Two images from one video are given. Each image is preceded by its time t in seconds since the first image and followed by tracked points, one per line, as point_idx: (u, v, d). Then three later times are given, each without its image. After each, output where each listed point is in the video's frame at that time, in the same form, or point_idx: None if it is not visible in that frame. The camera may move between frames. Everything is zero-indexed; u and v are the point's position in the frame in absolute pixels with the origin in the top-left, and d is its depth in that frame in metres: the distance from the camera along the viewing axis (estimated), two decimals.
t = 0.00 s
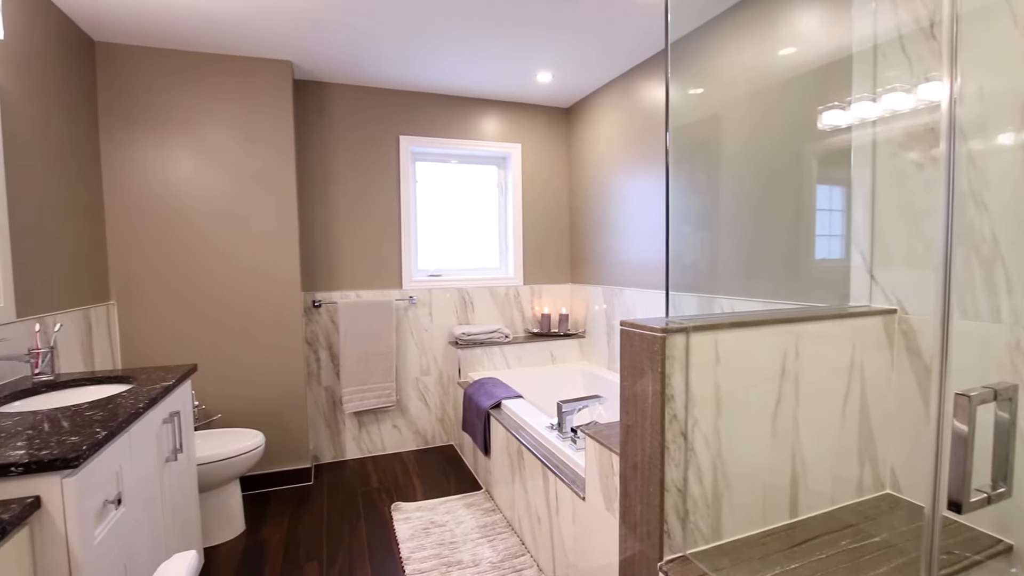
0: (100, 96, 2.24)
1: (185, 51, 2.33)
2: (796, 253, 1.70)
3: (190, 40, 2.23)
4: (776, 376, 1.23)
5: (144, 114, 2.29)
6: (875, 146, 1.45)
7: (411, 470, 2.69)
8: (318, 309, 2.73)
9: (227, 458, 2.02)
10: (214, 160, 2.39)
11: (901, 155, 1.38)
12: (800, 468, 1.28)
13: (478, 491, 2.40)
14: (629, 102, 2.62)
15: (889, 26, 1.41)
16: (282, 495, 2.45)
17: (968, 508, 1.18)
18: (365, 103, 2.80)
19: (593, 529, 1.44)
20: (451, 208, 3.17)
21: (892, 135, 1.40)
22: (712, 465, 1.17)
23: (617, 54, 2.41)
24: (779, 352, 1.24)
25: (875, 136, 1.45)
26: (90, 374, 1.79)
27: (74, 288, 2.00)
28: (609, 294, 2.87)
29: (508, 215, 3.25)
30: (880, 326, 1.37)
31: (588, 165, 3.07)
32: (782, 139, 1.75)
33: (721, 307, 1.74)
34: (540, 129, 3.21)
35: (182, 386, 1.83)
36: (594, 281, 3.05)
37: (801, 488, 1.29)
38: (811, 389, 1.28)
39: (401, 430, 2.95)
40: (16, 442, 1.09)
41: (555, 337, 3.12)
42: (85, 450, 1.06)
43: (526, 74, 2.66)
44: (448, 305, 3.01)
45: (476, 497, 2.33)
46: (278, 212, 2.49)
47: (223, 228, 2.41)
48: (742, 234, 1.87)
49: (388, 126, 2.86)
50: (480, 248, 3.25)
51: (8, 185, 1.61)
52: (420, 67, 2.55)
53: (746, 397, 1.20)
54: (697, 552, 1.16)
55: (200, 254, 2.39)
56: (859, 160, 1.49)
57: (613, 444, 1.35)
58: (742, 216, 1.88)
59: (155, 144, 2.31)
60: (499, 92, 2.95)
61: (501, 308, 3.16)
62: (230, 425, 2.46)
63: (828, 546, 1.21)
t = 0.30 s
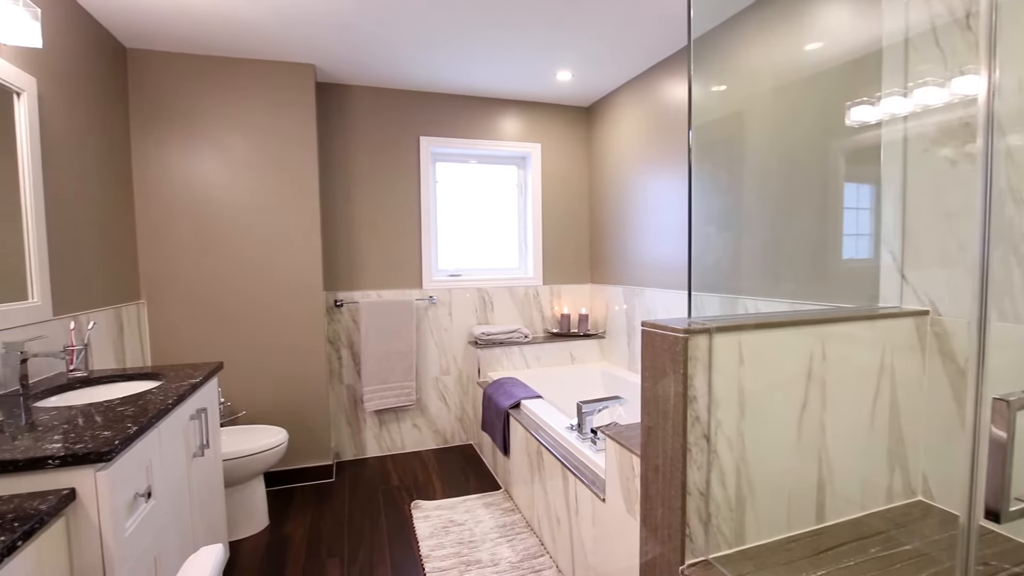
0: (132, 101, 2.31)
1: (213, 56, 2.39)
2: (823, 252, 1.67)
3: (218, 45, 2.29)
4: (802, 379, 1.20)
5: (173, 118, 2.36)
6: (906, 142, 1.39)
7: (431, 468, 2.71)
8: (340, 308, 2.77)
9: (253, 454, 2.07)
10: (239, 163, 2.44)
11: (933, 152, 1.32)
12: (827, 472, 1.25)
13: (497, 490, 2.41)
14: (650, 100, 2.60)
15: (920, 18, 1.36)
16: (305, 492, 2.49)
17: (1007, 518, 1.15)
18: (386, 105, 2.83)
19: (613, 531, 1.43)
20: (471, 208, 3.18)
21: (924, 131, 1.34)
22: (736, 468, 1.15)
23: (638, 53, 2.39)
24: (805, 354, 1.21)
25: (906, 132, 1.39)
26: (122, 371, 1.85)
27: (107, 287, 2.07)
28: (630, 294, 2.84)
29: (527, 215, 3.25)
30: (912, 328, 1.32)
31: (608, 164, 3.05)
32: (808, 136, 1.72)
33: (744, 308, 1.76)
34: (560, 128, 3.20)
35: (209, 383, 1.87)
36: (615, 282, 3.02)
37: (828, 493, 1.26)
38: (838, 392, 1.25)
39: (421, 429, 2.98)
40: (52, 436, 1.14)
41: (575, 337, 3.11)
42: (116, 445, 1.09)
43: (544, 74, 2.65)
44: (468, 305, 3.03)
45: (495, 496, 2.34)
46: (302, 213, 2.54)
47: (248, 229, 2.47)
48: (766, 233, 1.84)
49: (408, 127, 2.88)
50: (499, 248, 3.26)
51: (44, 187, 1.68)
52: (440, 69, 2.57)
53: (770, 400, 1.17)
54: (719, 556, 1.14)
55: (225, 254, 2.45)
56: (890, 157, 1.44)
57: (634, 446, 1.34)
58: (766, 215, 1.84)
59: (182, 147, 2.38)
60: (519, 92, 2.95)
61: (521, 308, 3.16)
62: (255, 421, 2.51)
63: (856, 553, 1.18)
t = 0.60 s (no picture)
0: (162, 106, 2.38)
1: (238, 61, 2.45)
2: (851, 252, 1.63)
3: (243, 49, 2.34)
4: (829, 382, 1.18)
5: (200, 123, 2.42)
6: (938, 138, 1.35)
7: (450, 468, 2.72)
8: (360, 308, 2.81)
9: (276, 451, 2.11)
10: (262, 165, 2.49)
11: (967, 148, 1.28)
12: (855, 478, 1.22)
13: (516, 490, 2.41)
14: (671, 98, 2.57)
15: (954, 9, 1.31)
16: (326, 489, 2.53)
17: None
18: (406, 107, 2.86)
19: (634, 534, 1.42)
20: (490, 208, 3.19)
21: (958, 126, 1.29)
22: (760, 472, 1.13)
23: (660, 50, 2.37)
24: (832, 357, 1.18)
25: (938, 127, 1.35)
26: (151, 368, 1.90)
27: (137, 287, 2.13)
28: (650, 294, 2.82)
29: (546, 215, 3.24)
30: (945, 331, 1.27)
31: (628, 164, 3.02)
32: (835, 133, 1.67)
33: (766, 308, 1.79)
34: (580, 128, 3.19)
35: (234, 381, 1.92)
36: (635, 282, 3.00)
37: (856, 499, 1.23)
38: (866, 396, 1.22)
39: (440, 428, 3.00)
40: (85, 431, 1.18)
41: (594, 338, 3.09)
42: (146, 440, 1.12)
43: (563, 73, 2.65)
44: (487, 305, 3.04)
45: (514, 496, 2.34)
46: (324, 215, 2.58)
47: (271, 230, 2.52)
48: (791, 233, 1.81)
49: (428, 128, 2.91)
50: (518, 249, 3.26)
51: (79, 191, 1.74)
52: (459, 70, 2.59)
53: (795, 403, 1.15)
54: (742, 561, 1.12)
55: (249, 255, 2.50)
56: (921, 154, 1.40)
57: (655, 448, 1.32)
58: (791, 215, 1.81)
59: (208, 150, 2.44)
60: (538, 92, 2.95)
61: (540, 308, 3.16)
62: (277, 419, 2.56)
63: (886, 561, 1.14)
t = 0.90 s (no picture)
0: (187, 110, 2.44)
1: (260, 65, 2.50)
2: (877, 252, 1.59)
3: (265, 53, 2.38)
4: (854, 384, 1.15)
5: (223, 126, 2.48)
6: (971, 133, 1.31)
7: (467, 467, 2.73)
8: (379, 307, 2.84)
9: (296, 448, 2.14)
10: (283, 167, 2.54)
11: (1001, 143, 1.23)
12: (880, 483, 1.19)
13: (533, 491, 2.41)
14: (690, 96, 2.54)
15: None
16: (345, 486, 2.56)
17: None
18: (424, 107, 2.88)
19: (652, 536, 1.40)
20: (508, 208, 3.19)
21: (992, 120, 1.25)
22: (782, 475, 1.10)
23: (679, 48, 2.34)
24: (858, 359, 1.15)
25: (971, 122, 1.31)
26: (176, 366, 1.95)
27: (162, 286, 2.19)
28: (669, 295, 2.79)
29: (564, 215, 3.24)
30: (978, 333, 1.23)
31: (647, 163, 3.00)
32: (861, 129, 1.63)
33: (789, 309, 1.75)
34: (598, 127, 3.17)
35: (256, 379, 1.95)
36: (653, 282, 2.97)
37: (882, 505, 1.19)
38: (893, 399, 1.18)
39: (457, 427, 3.01)
40: (114, 426, 1.21)
41: (612, 338, 3.07)
42: (172, 436, 1.15)
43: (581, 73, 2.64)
44: (504, 305, 3.04)
45: (531, 497, 2.34)
46: (343, 215, 2.61)
47: (292, 230, 2.56)
48: (815, 232, 1.77)
49: (445, 129, 2.92)
50: (535, 249, 3.26)
51: (108, 194, 1.79)
52: (477, 71, 2.60)
53: (819, 406, 1.12)
54: (764, 567, 1.10)
55: (270, 255, 2.55)
56: (952, 150, 1.36)
57: (675, 450, 1.31)
58: (815, 214, 1.77)
59: (231, 153, 2.49)
60: (556, 91, 2.95)
61: (557, 308, 3.15)
62: (298, 416, 2.61)
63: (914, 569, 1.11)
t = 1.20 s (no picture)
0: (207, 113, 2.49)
1: (279, 68, 2.54)
2: (900, 251, 1.55)
3: (282, 56, 2.42)
4: (877, 387, 1.13)
5: (242, 128, 2.52)
6: (999, 129, 1.27)
7: (482, 466, 2.74)
8: (395, 307, 2.86)
9: (312, 446, 2.16)
10: (300, 169, 2.57)
11: None
12: (904, 488, 1.16)
13: (548, 491, 2.40)
14: (707, 94, 2.52)
15: None
16: (361, 484, 2.59)
17: None
18: (439, 108, 2.90)
19: (669, 538, 1.39)
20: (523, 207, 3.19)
21: (1020, 116, 1.21)
22: (802, 479, 1.09)
23: (695, 45, 2.32)
24: (881, 361, 1.13)
25: (999, 117, 1.27)
26: (196, 364, 1.99)
27: (184, 286, 2.24)
28: (685, 295, 2.77)
29: (579, 215, 3.23)
30: (1007, 335, 1.20)
31: (663, 162, 2.97)
32: (883, 126, 1.60)
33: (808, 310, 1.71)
34: (613, 126, 3.15)
35: (274, 377, 1.99)
36: (669, 282, 2.95)
37: (906, 510, 1.17)
38: (918, 402, 1.16)
39: (472, 427, 3.03)
40: (137, 423, 1.24)
41: (628, 338, 3.05)
42: (193, 433, 1.17)
43: (596, 72, 2.63)
44: (519, 305, 3.04)
45: (546, 497, 2.33)
46: (359, 216, 2.64)
47: (308, 231, 2.60)
48: (835, 231, 1.74)
49: (460, 130, 2.94)
50: (549, 249, 3.25)
51: (132, 196, 1.84)
52: (491, 71, 2.61)
53: (841, 408, 1.10)
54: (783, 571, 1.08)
55: (288, 255, 2.59)
56: (978, 146, 1.32)
57: (692, 451, 1.29)
58: (836, 213, 1.74)
59: (249, 155, 2.53)
60: (571, 91, 2.94)
61: (572, 308, 3.14)
62: (315, 415, 2.64)
63: None
